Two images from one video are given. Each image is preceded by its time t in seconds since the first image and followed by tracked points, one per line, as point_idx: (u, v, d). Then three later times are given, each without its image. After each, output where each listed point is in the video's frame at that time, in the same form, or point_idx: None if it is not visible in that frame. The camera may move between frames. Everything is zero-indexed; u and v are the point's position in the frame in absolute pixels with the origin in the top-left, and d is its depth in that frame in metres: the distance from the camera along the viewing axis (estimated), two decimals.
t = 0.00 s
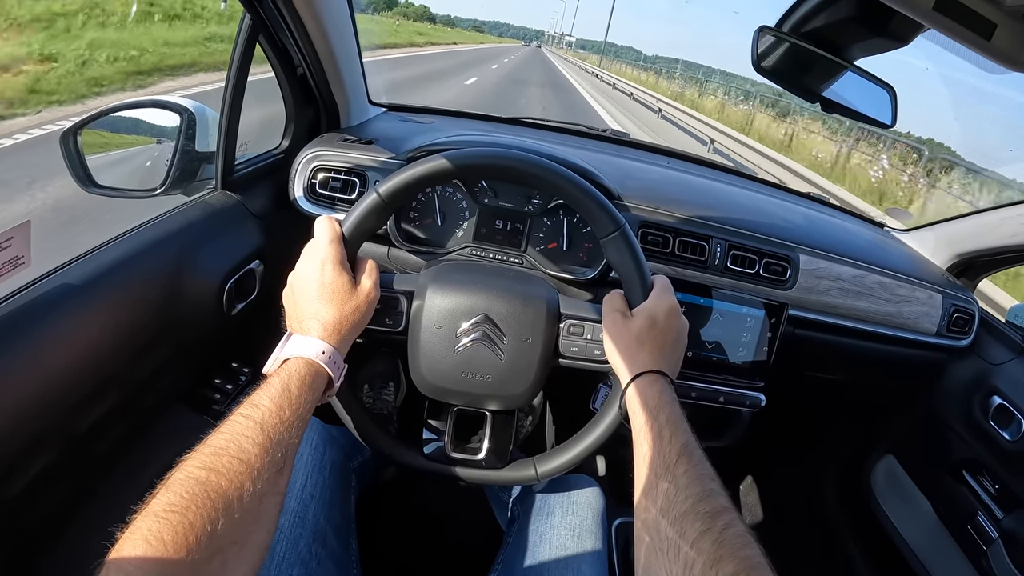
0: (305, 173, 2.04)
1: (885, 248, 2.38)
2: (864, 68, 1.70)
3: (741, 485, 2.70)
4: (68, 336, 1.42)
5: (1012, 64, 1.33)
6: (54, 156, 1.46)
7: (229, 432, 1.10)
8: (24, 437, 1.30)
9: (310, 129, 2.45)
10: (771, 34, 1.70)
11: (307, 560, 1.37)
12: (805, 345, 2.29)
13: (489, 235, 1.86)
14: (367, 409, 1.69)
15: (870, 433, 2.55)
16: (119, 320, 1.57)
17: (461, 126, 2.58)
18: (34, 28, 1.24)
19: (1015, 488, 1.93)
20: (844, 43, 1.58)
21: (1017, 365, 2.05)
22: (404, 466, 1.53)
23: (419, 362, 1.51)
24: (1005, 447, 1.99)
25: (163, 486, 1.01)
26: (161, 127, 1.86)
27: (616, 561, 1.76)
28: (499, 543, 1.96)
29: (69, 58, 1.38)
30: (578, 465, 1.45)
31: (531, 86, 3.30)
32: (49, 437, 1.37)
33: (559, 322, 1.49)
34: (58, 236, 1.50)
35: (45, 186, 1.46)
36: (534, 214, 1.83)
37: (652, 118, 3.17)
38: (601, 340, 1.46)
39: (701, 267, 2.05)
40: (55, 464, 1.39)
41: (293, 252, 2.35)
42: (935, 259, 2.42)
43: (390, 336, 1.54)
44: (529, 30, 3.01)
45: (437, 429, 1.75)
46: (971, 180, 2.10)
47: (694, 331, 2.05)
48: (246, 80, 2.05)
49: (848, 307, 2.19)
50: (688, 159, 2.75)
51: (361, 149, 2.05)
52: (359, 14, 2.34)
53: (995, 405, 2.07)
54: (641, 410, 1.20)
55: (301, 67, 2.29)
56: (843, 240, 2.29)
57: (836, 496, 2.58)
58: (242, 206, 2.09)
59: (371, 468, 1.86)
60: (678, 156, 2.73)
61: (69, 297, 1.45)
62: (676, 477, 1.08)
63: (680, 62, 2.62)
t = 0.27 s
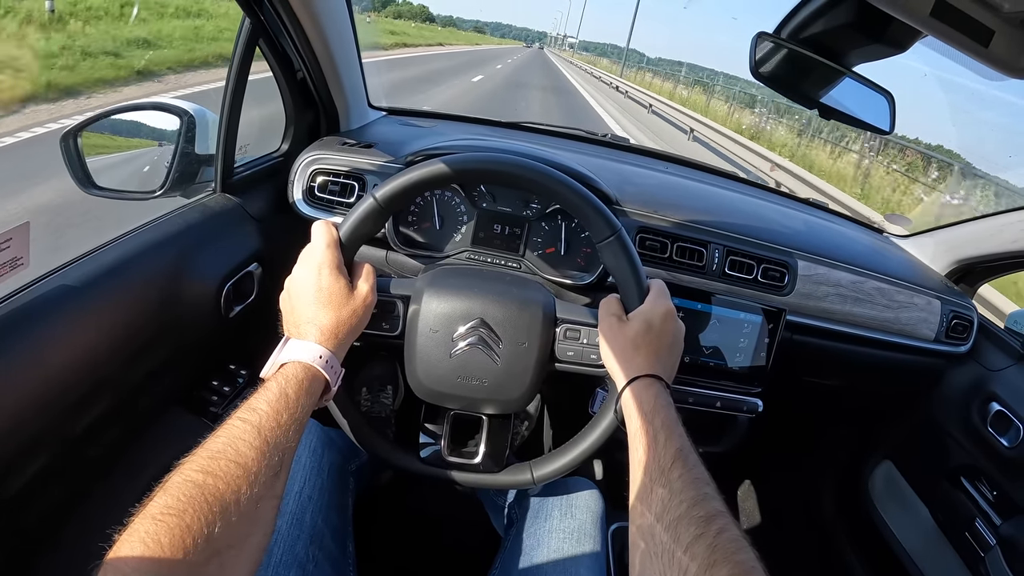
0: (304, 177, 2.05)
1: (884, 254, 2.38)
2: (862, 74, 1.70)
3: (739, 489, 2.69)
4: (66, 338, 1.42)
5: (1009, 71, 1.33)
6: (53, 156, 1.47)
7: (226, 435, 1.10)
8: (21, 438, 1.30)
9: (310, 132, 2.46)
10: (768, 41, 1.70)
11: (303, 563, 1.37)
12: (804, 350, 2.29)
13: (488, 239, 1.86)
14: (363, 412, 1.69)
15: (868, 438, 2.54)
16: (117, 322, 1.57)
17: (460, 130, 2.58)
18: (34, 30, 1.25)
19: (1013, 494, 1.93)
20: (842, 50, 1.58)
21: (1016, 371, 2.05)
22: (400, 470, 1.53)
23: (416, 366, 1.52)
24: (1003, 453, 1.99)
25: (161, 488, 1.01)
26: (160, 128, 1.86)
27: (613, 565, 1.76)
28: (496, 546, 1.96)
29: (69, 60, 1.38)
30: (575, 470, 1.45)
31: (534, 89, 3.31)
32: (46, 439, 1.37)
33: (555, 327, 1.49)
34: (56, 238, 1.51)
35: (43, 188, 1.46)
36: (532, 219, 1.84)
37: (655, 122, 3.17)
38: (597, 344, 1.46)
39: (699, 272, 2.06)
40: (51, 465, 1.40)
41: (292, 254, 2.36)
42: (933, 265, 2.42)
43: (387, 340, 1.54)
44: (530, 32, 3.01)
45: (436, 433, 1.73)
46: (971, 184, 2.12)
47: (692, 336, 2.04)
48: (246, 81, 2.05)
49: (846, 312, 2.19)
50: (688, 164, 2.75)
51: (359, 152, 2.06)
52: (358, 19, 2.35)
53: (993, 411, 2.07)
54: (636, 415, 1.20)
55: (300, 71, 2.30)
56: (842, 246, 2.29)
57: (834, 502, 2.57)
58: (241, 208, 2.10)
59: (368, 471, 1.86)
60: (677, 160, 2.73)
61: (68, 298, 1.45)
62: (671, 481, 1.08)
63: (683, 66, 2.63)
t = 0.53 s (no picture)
0: (305, 174, 2.05)
1: (884, 253, 2.39)
2: (861, 73, 1.70)
3: (738, 487, 2.70)
4: (67, 334, 1.43)
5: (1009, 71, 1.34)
6: (54, 152, 1.47)
7: (227, 431, 1.11)
8: (23, 434, 1.31)
9: (312, 129, 2.46)
10: (769, 39, 1.70)
11: (304, 558, 1.38)
12: (803, 349, 2.30)
13: (489, 237, 1.87)
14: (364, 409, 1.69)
15: (867, 437, 2.55)
16: (118, 318, 1.58)
17: (461, 128, 2.59)
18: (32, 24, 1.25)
19: (1011, 493, 1.94)
20: (842, 49, 1.59)
21: (1015, 371, 2.06)
22: (400, 466, 1.53)
23: (417, 363, 1.52)
24: (1002, 453, 2.00)
25: (163, 483, 1.02)
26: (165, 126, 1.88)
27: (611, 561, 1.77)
28: (496, 543, 1.96)
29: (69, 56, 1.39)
30: (574, 466, 1.46)
31: (537, 88, 3.32)
32: (48, 435, 1.38)
33: (556, 324, 1.50)
34: (58, 233, 1.51)
35: (45, 184, 1.47)
36: (533, 216, 1.84)
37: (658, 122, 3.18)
38: (597, 341, 1.47)
39: (699, 270, 2.06)
40: (53, 461, 1.40)
41: (293, 251, 2.36)
42: (933, 264, 2.42)
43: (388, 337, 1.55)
44: (531, 29, 3.02)
45: (436, 429, 1.71)
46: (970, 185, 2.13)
47: (692, 335, 2.05)
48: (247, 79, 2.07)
49: (845, 311, 2.20)
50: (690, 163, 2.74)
51: (361, 149, 2.07)
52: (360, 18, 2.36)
53: (992, 410, 2.08)
54: (635, 412, 1.20)
55: (302, 68, 2.30)
56: (842, 245, 2.29)
57: (833, 501, 2.58)
58: (243, 205, 2.10)
59: (369, 467, 1.87)
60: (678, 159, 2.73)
61: (70, 295, 1.46)
62: (669, 478, 1.09)
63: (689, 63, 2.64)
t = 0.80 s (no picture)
0: (314, 169, 2.04)
1: (891, 251, 2.39)
2: (874, 73, 1.70)
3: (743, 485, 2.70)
4: (74, 329, 1.41)
5: None
6: (60, 146, 1.44)
7: (242, 429, 1.10)
8: (32, 430, 1.30)
9: (319, 124, 2.45)
10: (783, 38, 1.68)
11: (316, 555, 1.38)
12: (810, 347, 2.30)
13: (499, 233, 1.87)
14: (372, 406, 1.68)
15: (872, 436, 2.55)
16: (126, 314, 1.57)
17: (469, 124, 2.58)
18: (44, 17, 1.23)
19: (1016, 492, 1.94)
20: (855, 48, 1.58)
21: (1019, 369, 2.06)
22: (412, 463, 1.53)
23: (430, 359, 1.52)
24: (1006, 452, 2.00)
25: (177, 482, 1.01)
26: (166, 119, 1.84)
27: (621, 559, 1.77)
28: (504, 540, 1.96)
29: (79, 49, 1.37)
30: (587, 463, 1.45)
31: (539, 83, 3.31)
32: (56, 430, 1.37)
33: (570, 320, 1.50)
34: (66, 228, 1.50)
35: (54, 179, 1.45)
36: (543, 213, 1.84)
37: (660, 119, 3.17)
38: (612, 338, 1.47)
39: (709, 268, 2.06)
40: (62, 456, 1.40)
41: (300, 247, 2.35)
42: (939, 264, 2.42)
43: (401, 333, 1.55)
44: (535, 26, 3.01)
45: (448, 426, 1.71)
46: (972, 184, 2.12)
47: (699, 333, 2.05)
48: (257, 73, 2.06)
49: (853, 309, 2.20)
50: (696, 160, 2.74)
51: (371, 145, 2.06)
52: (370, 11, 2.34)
53: (997, 409, 2.08)
54: (652, 409, 1.20)
55: (311, 60, 2.28)
56: (850, 244, 2.29)
57: (838, 500, 2.59)
58: (251, 200, 2.09)
59: (377, 464, 1.87)
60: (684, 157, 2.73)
61: (78, 291, 1.45)
62: (687, 474, 1.09)
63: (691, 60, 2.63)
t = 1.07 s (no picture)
0: (315, 164, 2.03)
1: (893, 250, 2.38)
2: (880, 69, 1.69)
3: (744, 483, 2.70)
4: (72, 324, 1.40)
5: None
6: (58, 139, 1.43)
7: (242, 427, 1.09)
8: (29, 426, 1.29)
9: (320, 119, 2.43)
10: (789, 34, 1.67)
11: (316, 553, 1.37)
12: (812, 345, 2.29)
13: (500, 229, 1.85)
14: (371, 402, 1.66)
15: (873, 433, 2.55)
16: (125, 310, 1.56)
17: (470, 119, 2.57)
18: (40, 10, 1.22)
19: (1016, 491, 1.94)
20: (860, 45, 1.57)
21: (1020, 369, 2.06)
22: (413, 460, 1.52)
23: (431, 355, 1.51)
24: (1007, 451, 1.99)
25: (176, 482, 1.00)
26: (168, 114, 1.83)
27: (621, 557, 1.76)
28: (504, 537, 1.95)
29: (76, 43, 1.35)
30: (590, 461, 1.44)
31: (539, 79, 3.29)
32: (54, 426, 1.36)
33: (573, 316, 1.48)
34: (63, 222, 1.48)
35: (51, 173, 1.44)
36: (546, 209, 1.83)
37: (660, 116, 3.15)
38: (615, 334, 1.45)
39: (711, 265, 2.06)
40: (61, 453, 1.38)
41: (300, 242, 2.34)
42: (941, 263, 2.42)
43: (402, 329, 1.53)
44: (534, 22, 2.99)
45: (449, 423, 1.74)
46: (976, 185, 2.11)
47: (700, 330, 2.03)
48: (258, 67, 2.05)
49: (855, 307, 2.19)
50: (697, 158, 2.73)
51: (371, 139, 2.04)
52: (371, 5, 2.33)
53: (998, 408, 2.08)
54: (656, 405, 1.19)
55: (312, 54, 2.27)
56: (852, 242, 2.28)
57: (838, 498, 2.58)
58: (250, 194, 2.08)
59: (377, 460, 1.86)
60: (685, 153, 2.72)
61: (76, 285, 1.43)
62: (693, 471, 1.08)
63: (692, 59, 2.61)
